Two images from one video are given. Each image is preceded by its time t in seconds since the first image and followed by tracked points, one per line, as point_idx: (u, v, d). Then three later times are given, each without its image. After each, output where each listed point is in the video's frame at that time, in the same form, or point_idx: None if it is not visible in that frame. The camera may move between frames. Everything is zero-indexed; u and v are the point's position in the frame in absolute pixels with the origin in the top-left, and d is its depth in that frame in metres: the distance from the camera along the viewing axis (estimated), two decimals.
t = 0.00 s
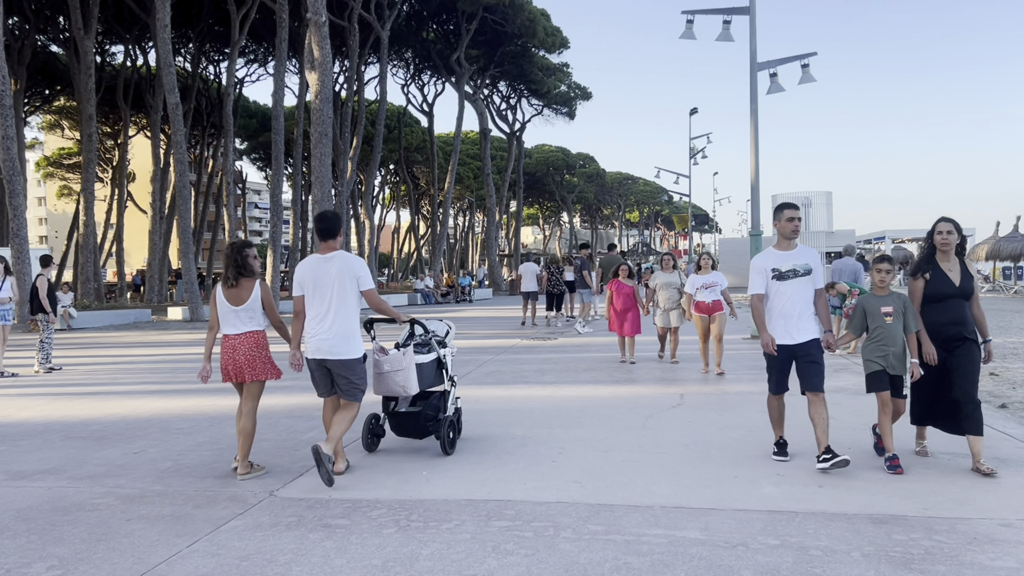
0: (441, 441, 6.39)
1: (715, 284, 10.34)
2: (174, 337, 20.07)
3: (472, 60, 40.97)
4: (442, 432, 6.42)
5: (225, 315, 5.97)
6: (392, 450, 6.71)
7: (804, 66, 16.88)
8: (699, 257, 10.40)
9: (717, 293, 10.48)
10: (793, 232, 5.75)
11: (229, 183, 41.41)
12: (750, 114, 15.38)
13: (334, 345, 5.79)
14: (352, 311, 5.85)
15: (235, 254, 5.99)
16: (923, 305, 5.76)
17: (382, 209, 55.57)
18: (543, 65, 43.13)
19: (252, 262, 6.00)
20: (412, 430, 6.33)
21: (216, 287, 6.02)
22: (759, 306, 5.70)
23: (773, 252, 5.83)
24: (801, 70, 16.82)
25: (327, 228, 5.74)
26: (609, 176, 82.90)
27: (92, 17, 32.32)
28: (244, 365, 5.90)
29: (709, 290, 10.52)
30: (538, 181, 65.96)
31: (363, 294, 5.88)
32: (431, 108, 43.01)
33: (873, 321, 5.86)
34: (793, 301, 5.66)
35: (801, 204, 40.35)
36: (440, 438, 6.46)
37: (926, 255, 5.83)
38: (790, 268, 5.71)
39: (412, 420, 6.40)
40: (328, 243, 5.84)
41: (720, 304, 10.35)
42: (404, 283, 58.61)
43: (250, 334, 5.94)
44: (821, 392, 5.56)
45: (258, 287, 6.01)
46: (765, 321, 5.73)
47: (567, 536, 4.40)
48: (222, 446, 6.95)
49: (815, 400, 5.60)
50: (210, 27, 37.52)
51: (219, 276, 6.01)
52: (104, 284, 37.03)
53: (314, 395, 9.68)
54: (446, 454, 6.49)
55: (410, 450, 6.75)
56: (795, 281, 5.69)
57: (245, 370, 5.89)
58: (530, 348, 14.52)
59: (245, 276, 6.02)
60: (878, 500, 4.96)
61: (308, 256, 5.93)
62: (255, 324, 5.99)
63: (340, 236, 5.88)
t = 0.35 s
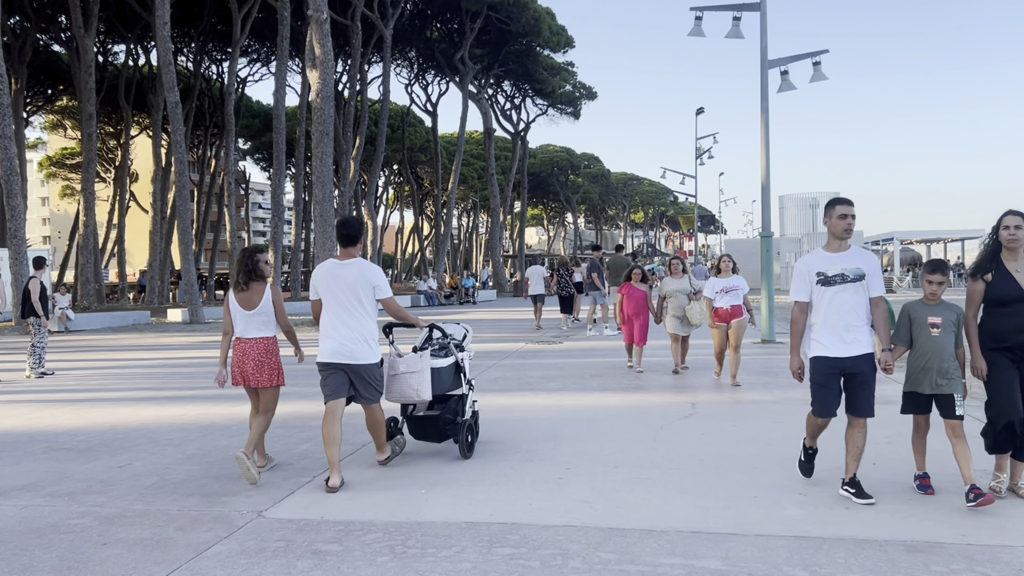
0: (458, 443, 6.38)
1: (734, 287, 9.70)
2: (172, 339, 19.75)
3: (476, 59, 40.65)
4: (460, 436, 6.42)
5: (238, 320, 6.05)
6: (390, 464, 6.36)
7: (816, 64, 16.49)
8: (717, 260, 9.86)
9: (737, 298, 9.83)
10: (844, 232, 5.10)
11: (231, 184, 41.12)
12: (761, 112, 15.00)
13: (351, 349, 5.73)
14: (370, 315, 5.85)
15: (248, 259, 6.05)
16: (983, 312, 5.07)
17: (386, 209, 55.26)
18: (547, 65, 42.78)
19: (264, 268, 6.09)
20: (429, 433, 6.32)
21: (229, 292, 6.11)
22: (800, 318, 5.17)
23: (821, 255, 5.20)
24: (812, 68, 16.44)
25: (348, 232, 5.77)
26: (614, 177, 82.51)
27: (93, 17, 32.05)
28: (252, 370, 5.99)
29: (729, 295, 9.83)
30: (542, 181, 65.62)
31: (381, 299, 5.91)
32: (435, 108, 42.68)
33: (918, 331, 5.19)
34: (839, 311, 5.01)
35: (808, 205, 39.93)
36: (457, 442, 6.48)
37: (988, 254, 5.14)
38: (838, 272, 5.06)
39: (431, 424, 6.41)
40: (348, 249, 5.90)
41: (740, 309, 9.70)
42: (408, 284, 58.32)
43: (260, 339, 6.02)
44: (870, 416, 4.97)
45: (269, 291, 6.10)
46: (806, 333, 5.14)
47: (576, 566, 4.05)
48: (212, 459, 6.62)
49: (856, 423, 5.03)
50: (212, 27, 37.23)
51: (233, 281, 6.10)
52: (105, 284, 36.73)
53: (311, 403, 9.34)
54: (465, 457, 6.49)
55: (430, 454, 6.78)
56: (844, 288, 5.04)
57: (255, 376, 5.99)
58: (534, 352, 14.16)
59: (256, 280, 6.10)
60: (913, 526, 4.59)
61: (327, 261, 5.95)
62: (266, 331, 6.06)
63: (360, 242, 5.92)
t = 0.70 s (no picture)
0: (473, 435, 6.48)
1: (752, 286, 8.96)
2: (169, 337, 19.45)
3: (478, 56, 40.31)
4: (474, 428, 6.59)
5: (249, 312, 6.10)
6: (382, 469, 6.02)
7: (824, 57, 16.13)
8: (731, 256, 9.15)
9: (752, 297, 9.10)
10: (886, 226, 4.40)
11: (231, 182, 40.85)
12: (768, 107, 14.66)
13: (374, 339, 5.89)
14: (391, 307, 6.00)
15: (259, 253, 6.14)
16: None
17: (388, 207, 54.97)
18: (550, 62, 42.45)
19: (274, 262, 6.18)
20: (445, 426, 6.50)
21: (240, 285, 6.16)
22: (838, 325, 4.49)
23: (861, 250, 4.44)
24: (820, 61, 16.08)
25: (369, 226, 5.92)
26: (617, 176, 82.09)
27: (91, 13, 31.71)
28: (264, 361, 6.08)
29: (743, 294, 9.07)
30: (545, 180, 65.30)
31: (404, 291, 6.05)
32: (438, 106, 42.32)
33: (979, 331, 4.50)
34: (886, 318, 4.33)
35: (813, 204, 39.54)
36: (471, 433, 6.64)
37: None
38: (885, 274, 4.35)
39: (446, 417, 6.57)
40: (371, 241, 6.05)
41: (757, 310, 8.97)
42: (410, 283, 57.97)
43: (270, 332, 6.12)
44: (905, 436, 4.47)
45: (276, 284, 6.11)
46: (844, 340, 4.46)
47: None
48: (196, 462, 6.28)
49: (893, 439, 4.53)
50: (212, 23, 36.87)
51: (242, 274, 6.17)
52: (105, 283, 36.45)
53: (303, 404, 9.03)
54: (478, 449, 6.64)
55: (443, 444, 6.94)
56: (891, 292, 4.35)
57: (267, 368, 6.08)
58: (536, 351, 13.83)
59: (265, 274, 6.17)
60: (946, 540, 4.25)
61: (351, 254, 6.11)
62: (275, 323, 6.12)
63: (382, 235, 6.06)
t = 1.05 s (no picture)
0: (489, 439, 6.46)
1: (767, 288, 8.37)
2: (164, 339, 19.11)
3: (481, 56, 40.03)
4: (489, 433, 6.51)
5: (267, 314, 6.14)
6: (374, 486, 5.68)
7: (834, 55, 15.76)
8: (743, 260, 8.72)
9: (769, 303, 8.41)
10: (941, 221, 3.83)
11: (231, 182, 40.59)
12: (777, 105, 14.30)
13: (391, 346, 5.72)
14: (409, 314, 5.85)
15: (276, 256, 6.17)
16: None
17: (390, 207, 54.63)
18: (553, 62, 42.17)
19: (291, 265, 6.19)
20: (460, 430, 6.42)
21: (257, 288, 6.19)
22: (886, 338, 3.83)
23: (909, 248, 3.87)
24: (831, 59, 15.71)
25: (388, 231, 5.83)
26: (620, 176, 81.72)
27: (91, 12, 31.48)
28: (283, 363, 6.10)
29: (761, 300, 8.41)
30: (548, 180, 64.98)
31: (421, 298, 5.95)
32: (440, 106, 42.04)
33: None
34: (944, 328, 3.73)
35: (818, 205, 39.15)
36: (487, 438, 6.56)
37: None
38: (938, 274, 3.77)
39: (461, 420, 6.50)
40: (388, 248, 5.94)
41: (773, 313, 8.33)
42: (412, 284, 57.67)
43: (289, 333, 6.12)
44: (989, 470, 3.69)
45: (293, 287, 6.11)
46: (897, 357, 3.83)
47: None
48: (178, 478, 5.96)
49: (977, 479, 3.78)
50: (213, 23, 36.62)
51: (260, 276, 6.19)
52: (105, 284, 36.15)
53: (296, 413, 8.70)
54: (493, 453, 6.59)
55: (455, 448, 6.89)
56: (951, 297, 3.76)
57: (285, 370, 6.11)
58: (538, 356, 13.45)
59: (283, 276, 6.17)
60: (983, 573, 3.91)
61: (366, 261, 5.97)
62: (294, 324, 6.14)
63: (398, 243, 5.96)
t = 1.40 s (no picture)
0: (507, 433, 6.55)
1: (791, 290, 7.51)
2: (161, 338, 18.76)
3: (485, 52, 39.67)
4: (508, 426, 6.61)
5: (288, 309, 6.22)
6: (368, 493, 5.32)
7: (845, 48, 15.39)
8: (767, 256, 7.88)
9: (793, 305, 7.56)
10: None
11: (232, 180, 40.22)
12: (787, 99, 13.93)
13: (413, 336, 5.85)
14: (430, 302, 5.95)
15: (298, 250, 6.22)
16: None
17: (393, 205, 54.29)
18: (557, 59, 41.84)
19: (312, 260, 6.25)
20: (481, 424, 6.46)
21: (278, 283, 6.27)
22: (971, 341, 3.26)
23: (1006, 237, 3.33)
24: (842, 52, 15.34)
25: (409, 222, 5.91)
26: (624, 175, 81.29)
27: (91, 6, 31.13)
28: (298, 359, 6.14)
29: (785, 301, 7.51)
30: (551, 179, 64.58)
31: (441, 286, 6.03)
32: (444, 104, 41.65)
33: None
34: None
35: (824, 203, 38.71)
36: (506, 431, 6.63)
37: None
38: None
39: (480, 414, 6.53)
40: (407, 237, 6.01)
41: (796, 316, 7.51)
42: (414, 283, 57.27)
43: (308, 331, 6.18)
44: None
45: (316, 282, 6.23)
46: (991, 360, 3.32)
47: None
48: (163, 484, 5.60)
49: None
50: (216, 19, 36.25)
51: (282, 272, 6.28)
52: (105, 282, 35.83)
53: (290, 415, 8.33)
54: (513, 446, 6.67)
55: (467, 444, 6.84)
56: None
57: (301, 367, 6.14)
58: (542, 356, 13.09)
59: (304, 272, 6.27)
60: None
61: (387, 251, 6.07)
62: (314, 322, 6.22)
63: (417, 231, 6.03)
